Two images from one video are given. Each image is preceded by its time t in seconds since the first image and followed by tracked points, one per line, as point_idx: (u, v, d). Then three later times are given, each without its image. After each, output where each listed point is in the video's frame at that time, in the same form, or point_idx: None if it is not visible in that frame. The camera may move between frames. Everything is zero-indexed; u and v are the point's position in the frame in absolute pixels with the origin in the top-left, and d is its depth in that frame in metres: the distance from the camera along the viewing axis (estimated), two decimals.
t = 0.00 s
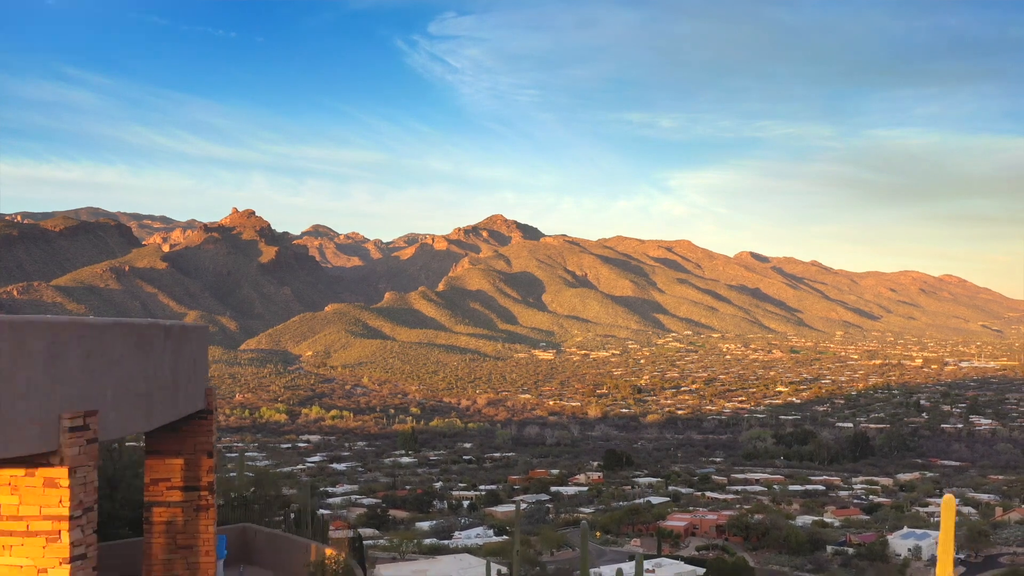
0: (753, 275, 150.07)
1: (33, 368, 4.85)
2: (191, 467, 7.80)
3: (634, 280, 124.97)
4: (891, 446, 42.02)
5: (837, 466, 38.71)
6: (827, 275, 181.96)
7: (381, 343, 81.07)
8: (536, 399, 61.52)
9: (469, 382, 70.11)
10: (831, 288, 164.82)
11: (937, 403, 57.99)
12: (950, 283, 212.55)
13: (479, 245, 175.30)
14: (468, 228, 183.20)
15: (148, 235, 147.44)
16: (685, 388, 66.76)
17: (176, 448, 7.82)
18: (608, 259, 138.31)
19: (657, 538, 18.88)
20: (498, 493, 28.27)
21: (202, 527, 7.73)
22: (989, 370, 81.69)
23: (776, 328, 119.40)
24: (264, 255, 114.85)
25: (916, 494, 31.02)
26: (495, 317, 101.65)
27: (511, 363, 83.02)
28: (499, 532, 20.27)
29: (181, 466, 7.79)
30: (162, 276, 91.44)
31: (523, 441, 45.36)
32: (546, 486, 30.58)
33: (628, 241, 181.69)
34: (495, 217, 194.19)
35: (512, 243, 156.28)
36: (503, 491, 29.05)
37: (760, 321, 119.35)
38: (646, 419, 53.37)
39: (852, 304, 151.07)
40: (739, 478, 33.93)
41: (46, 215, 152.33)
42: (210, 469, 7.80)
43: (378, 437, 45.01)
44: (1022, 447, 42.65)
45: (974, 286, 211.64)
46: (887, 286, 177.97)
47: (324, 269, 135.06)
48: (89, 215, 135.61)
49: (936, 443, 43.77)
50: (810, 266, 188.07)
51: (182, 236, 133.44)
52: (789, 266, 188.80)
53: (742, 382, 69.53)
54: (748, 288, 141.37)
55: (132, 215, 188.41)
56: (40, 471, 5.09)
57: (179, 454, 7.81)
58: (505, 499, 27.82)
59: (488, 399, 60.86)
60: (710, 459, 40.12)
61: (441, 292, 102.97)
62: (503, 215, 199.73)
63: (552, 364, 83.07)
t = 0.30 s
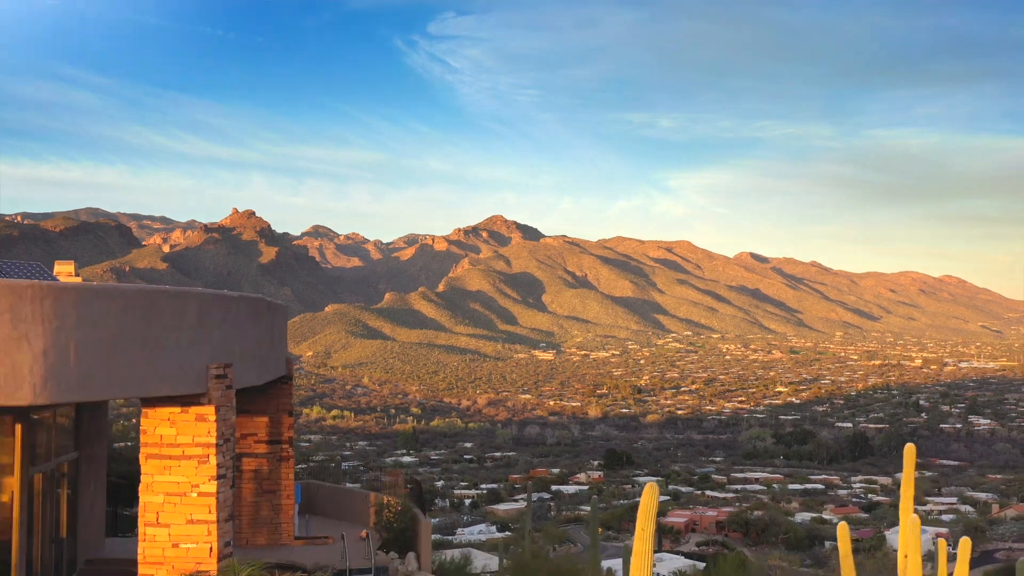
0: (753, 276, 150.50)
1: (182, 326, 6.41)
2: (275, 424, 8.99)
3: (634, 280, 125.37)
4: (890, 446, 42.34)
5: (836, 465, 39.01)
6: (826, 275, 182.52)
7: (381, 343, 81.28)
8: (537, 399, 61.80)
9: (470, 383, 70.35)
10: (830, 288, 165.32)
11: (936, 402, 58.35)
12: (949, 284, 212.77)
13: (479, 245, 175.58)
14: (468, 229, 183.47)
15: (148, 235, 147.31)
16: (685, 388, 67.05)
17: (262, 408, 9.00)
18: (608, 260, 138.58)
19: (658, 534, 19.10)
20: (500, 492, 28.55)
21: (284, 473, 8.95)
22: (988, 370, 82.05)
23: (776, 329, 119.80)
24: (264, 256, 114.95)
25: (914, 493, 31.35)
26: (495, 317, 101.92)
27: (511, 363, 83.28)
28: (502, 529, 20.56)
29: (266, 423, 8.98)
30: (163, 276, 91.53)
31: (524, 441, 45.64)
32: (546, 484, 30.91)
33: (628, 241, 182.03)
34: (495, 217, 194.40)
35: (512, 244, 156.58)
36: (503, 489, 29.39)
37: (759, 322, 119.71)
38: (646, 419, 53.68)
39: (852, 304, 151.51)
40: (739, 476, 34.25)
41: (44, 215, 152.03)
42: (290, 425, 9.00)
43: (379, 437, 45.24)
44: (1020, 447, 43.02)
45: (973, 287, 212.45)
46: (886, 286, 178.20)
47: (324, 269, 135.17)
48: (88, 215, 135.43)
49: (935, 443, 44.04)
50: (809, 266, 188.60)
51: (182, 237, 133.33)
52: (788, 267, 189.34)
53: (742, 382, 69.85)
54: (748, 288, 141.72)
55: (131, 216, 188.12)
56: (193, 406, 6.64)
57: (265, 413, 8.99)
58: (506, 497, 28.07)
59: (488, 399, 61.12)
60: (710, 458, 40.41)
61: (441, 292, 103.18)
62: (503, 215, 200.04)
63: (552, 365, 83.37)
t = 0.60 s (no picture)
0: (752, 275, 150.69)
1: (283, 305, 9.34)
2: (340, 392, 12.13)
3: (634, 280, 125.65)
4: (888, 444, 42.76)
5: (836, 464, 39.29)
6: (826, 275, 182.64)
7: (381, 343, 81.48)
8: (537, 399, 62.12)
9: (470, 382, 70.65)
10: (830, 288, 165.51)
11: (934, 401, 58.73)
12: (949, 283, 212.59)
13: (479, 245, 175.63)
14: (468, 228, 183.52)
15: (147, 236, 147.07)
16: (684, 387, 67.40)
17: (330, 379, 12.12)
18: (607, 260, 138.81)
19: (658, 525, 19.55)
20: (501, 490, 28.88)
21: (347, 435, 12.07)
22: (987, 370, 82.26)
23: (775, 328, 120.06)
24: (264, 256, 114.95)
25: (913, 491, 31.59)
26: (495, 317, 102.14)
27: (511, 362, 83.53)
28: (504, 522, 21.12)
29: (332, 391, 12.12)
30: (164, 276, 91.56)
31: (524, 440, 45.98)
32: (547, 481, 31.29)
33: (628, 241, 182.20)
34: (495, 216, 194.45)
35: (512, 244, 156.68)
36: (504, 487, 29.81)
37: (759, 322, 119.98)
38: (646, 418, 54.10)
39: (852, 304, 151.74)
40: (738, 475, 34.60)
41: (43, 215, 151.63)
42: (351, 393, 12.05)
43: (381, 435, 45.53)
44: (1018, 446, 43.33)
45: (973, 286, 212.63)
46: (886, 286, 178.23)
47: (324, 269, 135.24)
48: (86, 215, 135.07)
49: (933, 441, 44.33)
50: (809, 266, 188.70)
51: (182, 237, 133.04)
52: (788, 266, 189.49)
53: (741, 382, 70.17)
54: (748, 288, 141.96)
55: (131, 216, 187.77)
56: (295, 368, 9.62)
57: (331, 383, 12.11)
58: (508, 495, 28.43)
59: (488, 399, 61.45)
60: (710, 456, 40.78)
61: (441, 292, 103.41)
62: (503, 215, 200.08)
63: (552, 364, 83.66)
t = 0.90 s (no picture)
0: (751, 275, 150.95)
1: (358, 288, 12.12)
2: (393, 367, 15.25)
3: (633, 280, 125.91)
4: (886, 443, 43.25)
5: (835, 462, 39.66)
6: (825, 275, 182.82)
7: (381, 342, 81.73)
8: (537, 398, 62.45)
9: (470, 382, 70.97)
10: (830, 288, 165.75)
11: (934, 400, 59.14)
12: (948, 283, 212.58)
13: (478, 245, 175.70)
14: (467, 229, 183.56)
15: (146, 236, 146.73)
16: (684, 386, 67.79)
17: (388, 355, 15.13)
18: (607, 259, 139.07)
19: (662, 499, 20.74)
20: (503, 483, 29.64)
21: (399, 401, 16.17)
22: (987, 369, 82.55)
23: (775, 328, 120.33)
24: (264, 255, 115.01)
25: (912, 488, 31.88)
26: (495, 317, 102.43)
27: (511, 362, 83.82)
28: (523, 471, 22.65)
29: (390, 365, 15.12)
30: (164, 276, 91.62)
31: (525, 438, 46.35)
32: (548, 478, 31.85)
33: (627, 241, 182.37)
34: (495, 215, 194.48)
35: (512, 244, 156.81)
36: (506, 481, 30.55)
37: (758, 321, 120.27)
38: (646, 416, 54.47)
39: (851, 304, 151.97)
40: (738, 473, 34.99)
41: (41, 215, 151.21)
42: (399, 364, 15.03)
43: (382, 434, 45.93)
44: (1016, 444, 43.71)
45: (972, 287, 212.82)
46: (885, 285, 178.26)
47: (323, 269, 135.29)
48: (85, 216, 134.85)
49: (931, 440, 44.67)
50: (808, 266, 188.87)
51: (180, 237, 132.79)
52: (788, 267, 189.72)
53: (741, 381, 70.54)
54: (747, 288, 142.24)
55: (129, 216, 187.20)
56: (368, 339, 12.46)
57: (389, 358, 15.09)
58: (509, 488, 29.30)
59: (489, 398, 61.82)
60: (709, 455, 41.19)
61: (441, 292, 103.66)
62: (502, 216, 200.02)
63: (552, 364, 83.96)
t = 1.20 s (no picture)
0: (751, 275, 150.99)
1: (389, 279, 14.48)
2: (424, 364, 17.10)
3: (633, 280, 126.06)
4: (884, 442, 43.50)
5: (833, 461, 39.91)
6: (824, 275, 182.74)
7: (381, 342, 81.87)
8: (537, 397, 62.78)
9: (470, 381, 71.23)
10: (829, 288, 165.77)
11: (932, 399, 59.48)
12: (949, 283, 212.26)
13: (478, 245, 175.51)
14: (466, 229, 183.29)
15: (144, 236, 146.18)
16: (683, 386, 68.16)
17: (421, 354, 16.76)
18: (606, 259, 139.13)
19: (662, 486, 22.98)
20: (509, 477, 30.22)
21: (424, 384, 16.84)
22: (986, 368, 82.78)
23: (774, 327, 120.46)
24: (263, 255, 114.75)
25: (912, 487, 31.95)
26: (495, 317, 102.56)
27: (511, 362, 84.03)
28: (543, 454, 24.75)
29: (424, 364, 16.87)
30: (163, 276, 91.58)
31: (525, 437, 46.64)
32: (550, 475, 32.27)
33: (627, 241, 182.32)
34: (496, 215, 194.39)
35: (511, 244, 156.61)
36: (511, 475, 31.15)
37: (758, 321, 120.44)
38: (645, 416, 54.64)
39: (851, 304, 152.00)
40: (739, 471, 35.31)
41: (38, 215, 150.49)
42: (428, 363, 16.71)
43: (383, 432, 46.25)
44: (1013, 443, 44.03)
45: (970, 287, 212.77)
46: (885, 285, 178.19)
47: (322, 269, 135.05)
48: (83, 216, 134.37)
49: (930, 439, 44.89)
50: (807, 266, 188.82)
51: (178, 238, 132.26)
52: (787, 266, 189.67)
53: (740, 380, 70.87)
54: (747, 288, 142.35)
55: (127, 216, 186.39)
56: (403, 326, 15.15)
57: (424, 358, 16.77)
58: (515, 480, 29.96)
59: (489, 397, 62.13)
60: (709, 453, 41.46)
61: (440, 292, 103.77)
62: (502, 216, 199.80)
63: (551, 363, 84.18)
